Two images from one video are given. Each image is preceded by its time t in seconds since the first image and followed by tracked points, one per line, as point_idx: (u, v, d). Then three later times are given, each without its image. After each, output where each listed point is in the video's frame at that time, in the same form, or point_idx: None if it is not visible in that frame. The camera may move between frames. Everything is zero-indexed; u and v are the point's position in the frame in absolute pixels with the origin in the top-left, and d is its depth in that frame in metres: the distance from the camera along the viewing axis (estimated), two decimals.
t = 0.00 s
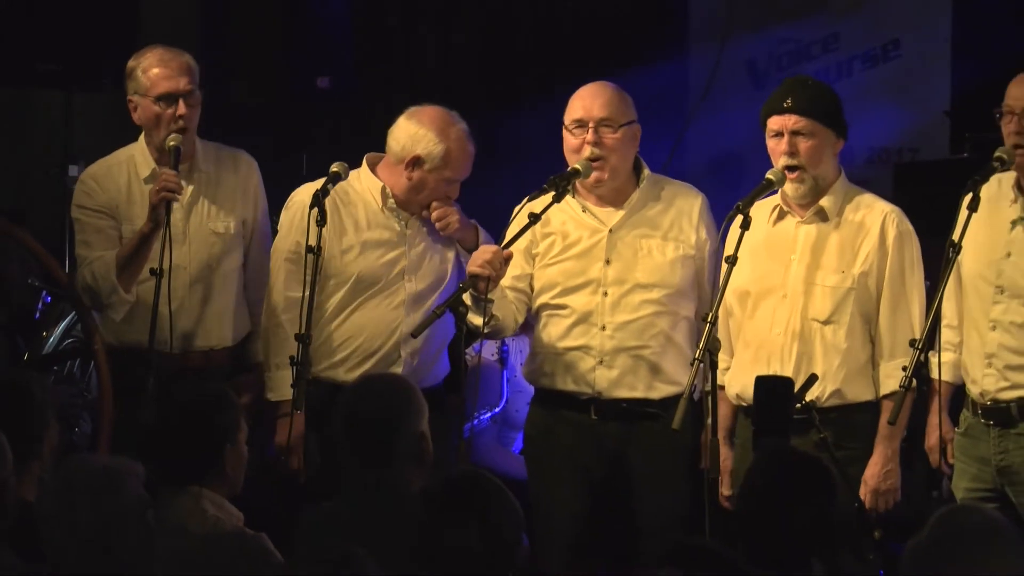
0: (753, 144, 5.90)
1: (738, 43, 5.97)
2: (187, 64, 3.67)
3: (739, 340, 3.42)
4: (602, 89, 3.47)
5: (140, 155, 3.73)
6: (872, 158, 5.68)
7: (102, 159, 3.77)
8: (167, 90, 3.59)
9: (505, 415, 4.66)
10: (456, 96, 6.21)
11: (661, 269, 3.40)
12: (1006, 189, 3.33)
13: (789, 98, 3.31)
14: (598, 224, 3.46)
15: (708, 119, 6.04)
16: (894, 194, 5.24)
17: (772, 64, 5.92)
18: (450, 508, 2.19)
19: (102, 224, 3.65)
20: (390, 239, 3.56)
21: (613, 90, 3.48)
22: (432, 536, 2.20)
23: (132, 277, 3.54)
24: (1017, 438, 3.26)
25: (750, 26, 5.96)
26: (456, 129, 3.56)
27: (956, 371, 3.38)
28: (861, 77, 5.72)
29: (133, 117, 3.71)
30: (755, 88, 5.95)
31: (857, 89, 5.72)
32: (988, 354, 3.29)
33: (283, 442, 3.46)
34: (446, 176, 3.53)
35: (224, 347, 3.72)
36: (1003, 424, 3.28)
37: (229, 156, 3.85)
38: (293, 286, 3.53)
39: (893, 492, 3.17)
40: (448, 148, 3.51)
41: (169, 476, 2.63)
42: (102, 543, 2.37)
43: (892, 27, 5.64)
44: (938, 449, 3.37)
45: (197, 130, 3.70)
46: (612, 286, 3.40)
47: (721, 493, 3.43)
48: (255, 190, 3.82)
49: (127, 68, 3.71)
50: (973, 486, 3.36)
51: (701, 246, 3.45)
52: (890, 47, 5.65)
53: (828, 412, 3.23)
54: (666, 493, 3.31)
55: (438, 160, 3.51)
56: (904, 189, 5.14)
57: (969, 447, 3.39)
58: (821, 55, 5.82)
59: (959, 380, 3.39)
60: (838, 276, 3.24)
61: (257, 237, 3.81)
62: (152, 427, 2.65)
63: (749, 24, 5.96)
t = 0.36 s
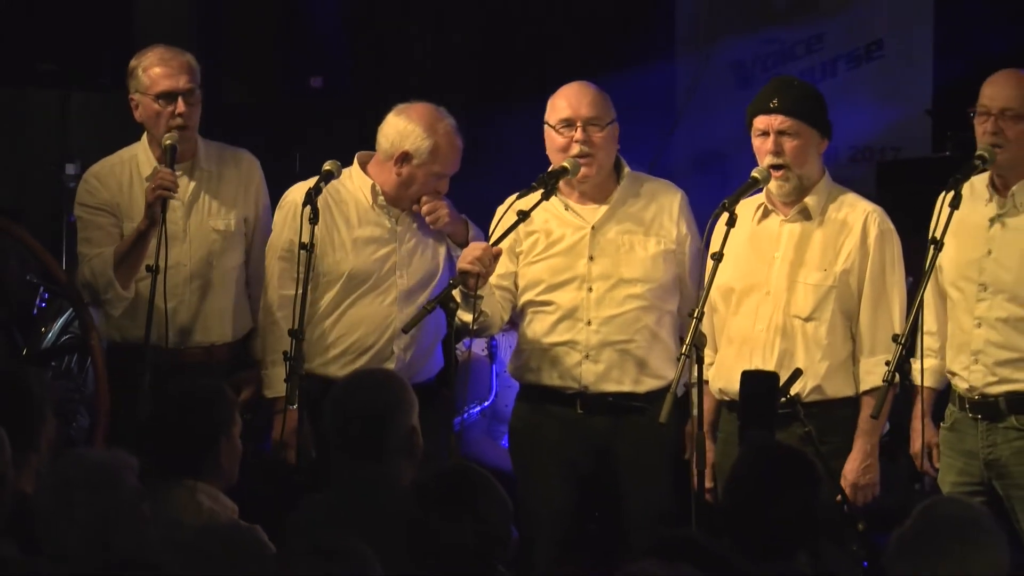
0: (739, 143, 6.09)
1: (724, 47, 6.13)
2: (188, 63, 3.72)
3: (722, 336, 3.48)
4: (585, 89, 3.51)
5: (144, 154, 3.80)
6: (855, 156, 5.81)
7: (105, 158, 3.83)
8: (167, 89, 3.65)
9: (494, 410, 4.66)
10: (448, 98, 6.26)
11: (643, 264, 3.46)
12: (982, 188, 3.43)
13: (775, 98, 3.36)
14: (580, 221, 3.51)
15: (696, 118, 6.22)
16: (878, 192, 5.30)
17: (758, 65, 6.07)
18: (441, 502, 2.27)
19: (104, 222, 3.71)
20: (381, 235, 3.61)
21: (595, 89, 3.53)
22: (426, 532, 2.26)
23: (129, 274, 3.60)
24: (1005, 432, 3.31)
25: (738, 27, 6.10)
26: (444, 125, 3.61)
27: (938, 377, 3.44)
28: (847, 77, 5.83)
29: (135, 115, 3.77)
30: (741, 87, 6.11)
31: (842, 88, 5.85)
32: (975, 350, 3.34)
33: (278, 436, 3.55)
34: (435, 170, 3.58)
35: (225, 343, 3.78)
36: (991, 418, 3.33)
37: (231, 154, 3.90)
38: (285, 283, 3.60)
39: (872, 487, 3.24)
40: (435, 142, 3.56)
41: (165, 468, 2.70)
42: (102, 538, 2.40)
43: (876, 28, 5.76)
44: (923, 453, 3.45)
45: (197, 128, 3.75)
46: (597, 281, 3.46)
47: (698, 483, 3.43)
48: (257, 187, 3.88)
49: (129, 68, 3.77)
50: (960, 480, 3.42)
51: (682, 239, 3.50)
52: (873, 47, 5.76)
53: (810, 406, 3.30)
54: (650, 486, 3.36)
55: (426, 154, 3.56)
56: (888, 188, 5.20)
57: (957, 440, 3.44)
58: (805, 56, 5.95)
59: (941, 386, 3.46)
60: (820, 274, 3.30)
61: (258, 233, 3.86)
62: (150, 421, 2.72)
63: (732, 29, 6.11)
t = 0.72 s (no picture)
0: (722, 141, 6.19)
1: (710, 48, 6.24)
2: (182, 64, 3.77)
3: (705, 335, 3.54)
4: (571, 91, 3.57)
5: (139, 153, 3.85)
6: (837, 156, 5.89)
7: (102, 157, 3.89)
8: (160, 89, 3.70)
9: (483, 405, 4.61)
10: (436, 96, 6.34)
11: (626, 262, 3.51)
12: (955, 192, 3.49)
13: (761, 101, 3.41)
14: (561, 221, 3.57)
15: (684, 116, 6.32)
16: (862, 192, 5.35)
17: (743, 67, 6.16)
18: (431, 494, 2.24)
19: (100, 220, 3.77)
20: (373, 237, 3.67)
21: (578, 93, 3.59)
22: (416, 521, 2.23)
23: (124, 272, 3.68)
24: (997, 427, 3.34)
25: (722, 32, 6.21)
26: (435, 127, 3.67)
27: (922, 382, 3.52)
28: (829, 78, 5.92)
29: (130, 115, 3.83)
30: (725, 89, 6.22)
31: (825, 88, 5.93)
32: (963, 347, 3.38)
33: (267, 434, 3.56)
34: (427, 172, 3.64)
35: (218, 338, 3.84)
36: (983, 413, 3.36)
37: (225, 152, 3.95)
38: (277, 283, 3.66)
39: (848, 480, 3.29)
40: (427, 145, 3.62)
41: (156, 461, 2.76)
42: (100, 529, 2.49)
43: (858, 31, 5.83)
44: (917, 459, 3.53)
45: (191, 127, 3.81)
46: (580, 280, 3.52)
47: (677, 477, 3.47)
48: (251, 185, 3.93)
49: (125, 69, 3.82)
50: (951, 476, 3.44)
51: (662, 237, 3.56)
52: (856, 49, 5.84)
53: (792, 403, 3.35)
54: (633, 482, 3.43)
55: (418, 157, 3.62)
56: (871, 188, 5.25)
57: (947, 437, 3.46)
58: (789, 56, 6.04)
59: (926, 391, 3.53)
60: (801, 273, 3.37)
61: (251, 230, 3.92)
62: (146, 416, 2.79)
63: (721, 27, 6.20)
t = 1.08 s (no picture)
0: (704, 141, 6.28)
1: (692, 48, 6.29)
2: (164, 65, 3.83)
3: (689, 329, 3.60)
4: (551, 91, 3.63)
5: (123, 151, 3.92)
6: (818, 156, 5.96)
7: (87, 156, 3.95)
8: (144, 89, 3.76)
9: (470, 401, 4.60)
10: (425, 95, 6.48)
11: (607, 256, 3.58)
12: (942, 190, 3.55)
13: (748, 99, 3.45)
14: (541, 217, 3.62)
15: (668, 114, 6.38)
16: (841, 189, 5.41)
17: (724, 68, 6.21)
18: (417, 487, 2.29)
19: (86, 217, 3.84)
20: (360, 235, 3.73)
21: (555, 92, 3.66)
22: (404, 516, 2.25)
23: (115, 269, 3.76)
24: (979, 422, 3.38)
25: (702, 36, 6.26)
26: (420, 125, 3.71)
27: (908, 377, 3.58)
28: (809, 78, 5.97)
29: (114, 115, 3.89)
30: (708, 90, 6.25)
31: (806, 88, 5.98)
32: (946, 342, 3.44)
33: (256, 429, 3.64)
34: (412, 168, 3.69)
35: (205, 332, 3.91)
36: (965, 409, 3.41)
37: (207, 149, 4.02)
38: (266, 281, 3.72)
39: (839, 471, 3.35)
40: (411, 143, 3.67)
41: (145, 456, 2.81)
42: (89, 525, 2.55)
43: (840, 31, 5.88)
44: (897, 452, 3.57)
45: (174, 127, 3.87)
46: (562, 275, 3.58)
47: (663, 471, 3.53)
48: (232, 180, 4.00)
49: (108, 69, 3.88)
50: (934, 470, 3.50)
51: (641, 231, 3.63)
52: (836, 50, 5.90)
53: (774, 397, 3.41)
54: (620, 476, 3.47)
55: (402, 155, 3.67)
56: (850, 185, 5.30)
57: (930, 431, 3.52)
58: (768, 57, 6.09)
59: (910, 386, 3.59)
60: (782, 266, 3.42)
61: (237, 227, 3.98)
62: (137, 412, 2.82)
63: (703, 28, 6.25)
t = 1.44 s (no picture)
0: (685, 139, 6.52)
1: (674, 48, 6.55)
2: (145, 66, 3.90)
3: (672, 326, 3.65)
4: (532, 93, 3.72)
5: (103, 151, 3.98)
6: (798, 154, 6.23)
7: (66, 155, 4.01)
8: (127, 90, 3.83)
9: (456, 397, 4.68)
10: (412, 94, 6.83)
11: (587, 253, 3.68)
12: (926, 190, 3.58)
13: (729, 99, 3.50)
14: (522, 216, 3.71)
15: (650, 114, 6.61)
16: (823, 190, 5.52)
17: (705, 66, 6.48)
18: (402, 484, 2.33)
19: (70, 216, 3.91)
20: (346, 232, 3.79)
21: (535, 92, 3.75)
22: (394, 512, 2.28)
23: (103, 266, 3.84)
24: (961, 418, 3.41)
25: (685, 36, 6.52)
26: (401, 122, 3.77)
27: (896, 380, 3.62)
28: (790, 77, 6.30)
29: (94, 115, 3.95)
30: (688, 88, 6.51)
31: (788, 86, 6.29)
32: (930, 339, 3.47)
33: (245, 424, 3.73)
34: (394, 165, 3.74)
35: (184, 329, 4.00)
36: (948, 405, 3.44)
37: (184, 150, 4.11)
38: (253, 278, 3.79)
39: (817, 466, 3.40)
40: (392, 140, 3.72)
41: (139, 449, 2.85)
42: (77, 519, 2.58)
43: (818, 32, 6.25)
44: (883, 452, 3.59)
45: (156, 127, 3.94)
46: (542, 272, 3.67)
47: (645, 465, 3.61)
48: (208, 179, 4.09)
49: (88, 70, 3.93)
50: (918, 464, 3.54)
51: (619, 229, 3.75)
52: (816, 50, 6.26)
53: (755, 393, 3.46)
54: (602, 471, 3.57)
55: (384, 152, 3.73)
56: (831, 186, 5.41)
57: (917, 425, 3.56)
58: (750, 57, 6.38)
59: (899, 388, 3.63)
60: (764, 265, 3.48)
61: (213, 224, 4.08)
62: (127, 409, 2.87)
63: (684, 28, 6.53)
